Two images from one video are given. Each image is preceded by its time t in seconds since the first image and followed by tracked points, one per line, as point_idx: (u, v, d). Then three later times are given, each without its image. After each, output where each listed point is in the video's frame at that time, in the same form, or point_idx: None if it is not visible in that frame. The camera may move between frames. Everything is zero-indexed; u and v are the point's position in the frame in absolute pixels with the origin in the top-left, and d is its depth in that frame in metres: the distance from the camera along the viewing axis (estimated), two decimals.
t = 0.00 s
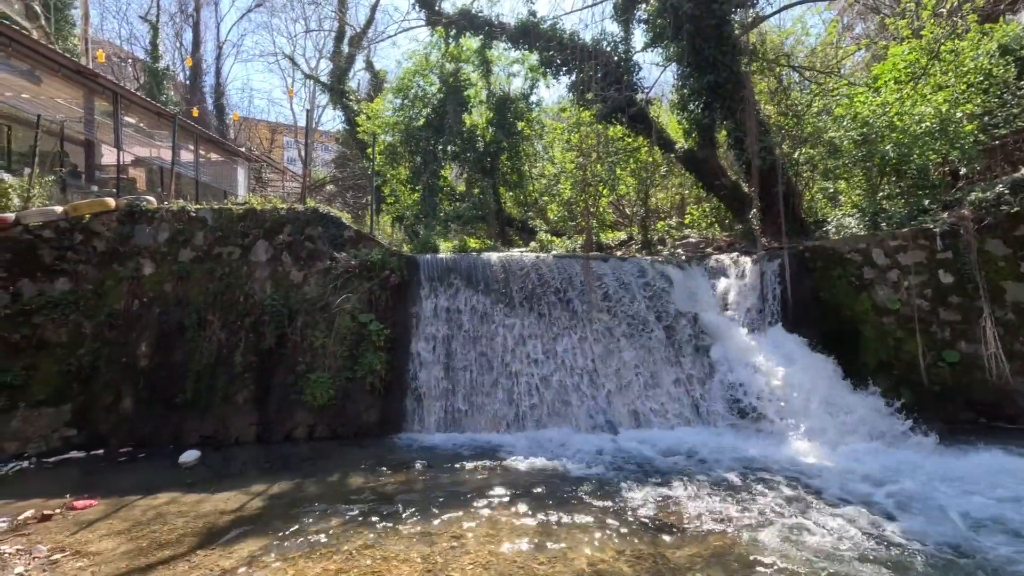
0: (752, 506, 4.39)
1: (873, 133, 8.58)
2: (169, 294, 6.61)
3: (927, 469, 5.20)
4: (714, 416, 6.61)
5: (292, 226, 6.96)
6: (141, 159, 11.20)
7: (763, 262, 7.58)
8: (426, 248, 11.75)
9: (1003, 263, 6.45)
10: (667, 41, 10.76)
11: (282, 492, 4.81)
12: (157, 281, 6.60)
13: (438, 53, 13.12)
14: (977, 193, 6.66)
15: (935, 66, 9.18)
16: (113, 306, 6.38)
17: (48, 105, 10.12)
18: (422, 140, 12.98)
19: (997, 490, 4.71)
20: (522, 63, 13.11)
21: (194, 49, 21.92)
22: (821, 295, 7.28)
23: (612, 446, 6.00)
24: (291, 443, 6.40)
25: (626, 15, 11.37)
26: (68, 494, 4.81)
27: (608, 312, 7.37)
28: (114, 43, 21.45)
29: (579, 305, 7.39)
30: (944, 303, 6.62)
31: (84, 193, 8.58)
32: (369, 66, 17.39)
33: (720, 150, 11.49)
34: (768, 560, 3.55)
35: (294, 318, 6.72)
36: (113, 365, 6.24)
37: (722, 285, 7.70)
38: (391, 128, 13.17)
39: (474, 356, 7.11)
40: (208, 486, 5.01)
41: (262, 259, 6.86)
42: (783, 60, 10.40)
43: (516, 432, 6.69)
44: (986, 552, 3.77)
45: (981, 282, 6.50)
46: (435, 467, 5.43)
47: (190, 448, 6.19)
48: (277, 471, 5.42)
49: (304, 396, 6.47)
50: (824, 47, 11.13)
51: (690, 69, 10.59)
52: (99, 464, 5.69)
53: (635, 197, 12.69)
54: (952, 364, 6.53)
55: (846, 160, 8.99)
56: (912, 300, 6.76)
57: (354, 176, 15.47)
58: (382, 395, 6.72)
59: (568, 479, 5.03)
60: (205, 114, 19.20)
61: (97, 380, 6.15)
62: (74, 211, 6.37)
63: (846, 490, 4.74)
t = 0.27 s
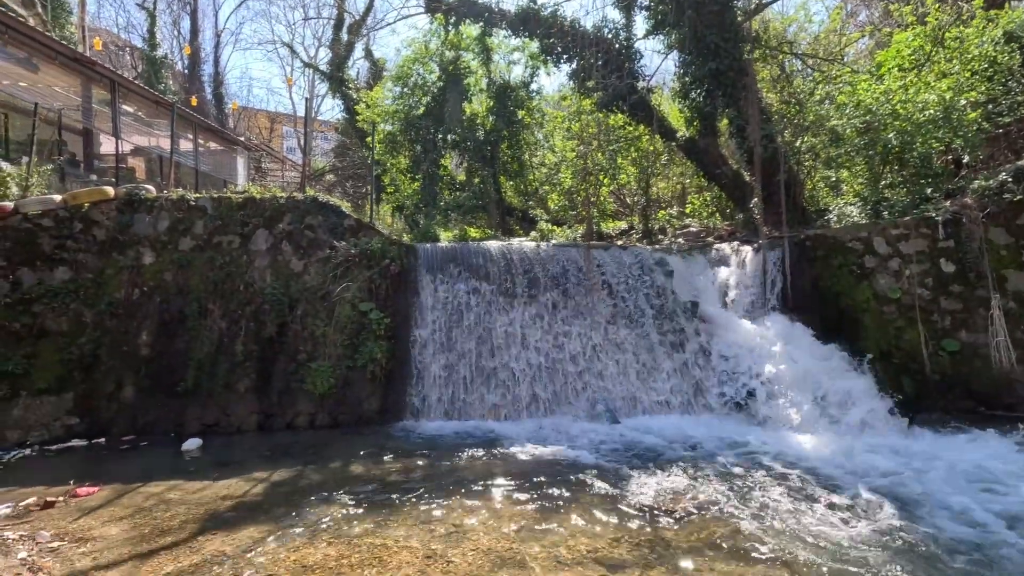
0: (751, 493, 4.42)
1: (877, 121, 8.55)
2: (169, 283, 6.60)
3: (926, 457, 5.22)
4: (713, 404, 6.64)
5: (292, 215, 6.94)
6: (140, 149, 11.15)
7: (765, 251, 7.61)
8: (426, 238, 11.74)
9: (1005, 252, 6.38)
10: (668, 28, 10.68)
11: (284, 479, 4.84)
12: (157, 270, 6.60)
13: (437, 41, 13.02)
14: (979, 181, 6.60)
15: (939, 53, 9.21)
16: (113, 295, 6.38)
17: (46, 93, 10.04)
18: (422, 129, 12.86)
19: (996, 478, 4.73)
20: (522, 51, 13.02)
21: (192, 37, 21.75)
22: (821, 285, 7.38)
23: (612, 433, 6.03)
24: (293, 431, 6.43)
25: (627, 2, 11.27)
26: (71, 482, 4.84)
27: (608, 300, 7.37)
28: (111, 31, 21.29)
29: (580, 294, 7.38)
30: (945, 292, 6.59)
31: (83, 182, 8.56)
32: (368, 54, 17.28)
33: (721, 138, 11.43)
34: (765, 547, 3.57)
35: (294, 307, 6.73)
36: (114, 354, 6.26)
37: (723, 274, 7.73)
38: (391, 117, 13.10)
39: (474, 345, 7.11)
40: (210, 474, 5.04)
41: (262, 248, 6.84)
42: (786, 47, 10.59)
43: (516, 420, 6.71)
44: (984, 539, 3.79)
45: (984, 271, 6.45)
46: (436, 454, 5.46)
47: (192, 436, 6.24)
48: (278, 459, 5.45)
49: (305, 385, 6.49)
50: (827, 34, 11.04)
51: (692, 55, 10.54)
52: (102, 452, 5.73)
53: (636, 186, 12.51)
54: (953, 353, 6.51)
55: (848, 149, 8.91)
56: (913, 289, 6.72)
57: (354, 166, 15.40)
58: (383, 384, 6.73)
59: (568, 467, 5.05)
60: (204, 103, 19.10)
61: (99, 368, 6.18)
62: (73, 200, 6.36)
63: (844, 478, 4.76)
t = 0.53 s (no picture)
0: (745, 481, 4.45)
1: (874, 111, 8.51)
2: (163, 272, 6.56)
3: (919, 445, 5.26)
4: (708, 393, 6.67)
5: (287, 205, 6.90)
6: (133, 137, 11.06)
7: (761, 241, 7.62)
8: (422, 228, 11.71)
9: (1000, 242, 6.28)
10: (666, 16, 10.61)
11: (280, 468, 4.85)
12: (151, 259, 6.54)
13: (433, 29, 12.90)
14: (975, 170, 6.42)
15: (938, 43, 9.14)
16: (107, 285, 6.35)
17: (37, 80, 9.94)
18: (418, 118, 12.84)
19: (988, 467, 4.77)
20: (519, 39, 12.93)
21: (185, 25, 21.52)
22: (817, 275, 7.44)
23: (607, 422, 6.06)
24: (289, 421, 6.47)
25: None
26: (67, 471, 4.84)
27: (604, 290, 7.37)
28: (103, 19, 21.04)
29: (576, 284, 7.38)
30: (941, 282, 6.59)
31: (76, 171, 8.50)
32: (364, 43, 17.15)
33: (719, 128, 11.40)
34: (759, 534, 3.60)
35: (290, 297, 6.71)
36: (109, 344, 6.25)
37: (719, 264, 7.78)
38: (386, 106, 12.98)
39: (470, 335, 7.11)
40: (206, 463, 5.05)
41: (257, 238, 6.81)
42: (784, 36, 10.59)
43: (512, 410, 6.74)
44: (976, 527, 3.82)
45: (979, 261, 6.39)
46: (433, 443, 5.47)
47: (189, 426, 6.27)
48: (274, 448, 5.46)
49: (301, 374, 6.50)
50: (825, 23, 11.01)
51: (690, 44, 10.49)
52: (98, 441, 5.74)
53: (633, 175, 12.29)
54: (947, 342, 6.55)
55: (845, 138, 8.92)
56: (909, 279, 6.73)
57: (349, 155, 15.28)
58: (380, 373, 6.74)
59: (563, 455, 5.07)
60: (198, 92, 18.92)
61: (94, 358, 6.17)
62: (66, 188, 6.31)
63: (838, 466, 4.80)
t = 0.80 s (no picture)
0: (738, 469, 4.50)
1: (868, 102, 8.59)
2: (153, 263, 6.51)
3: (907, 434, 5.32)
4: (702, 383, 6.71)
5: (278, 195, 6.85)
6: (121, 127, 10.94)
7: (753, 232, 7.60)
8: (416, 220, 11.71)
9: (990, 234, 6.35)
10: (661, 6, 10.58)
11: (272, 459, 4.85)
12: (141, 250, 6.49)
13: (426, 18, 12.80)
14: (966, 162, 6.48)
15: (931, 34, 9.22)
16: (96, 275, 6.29)
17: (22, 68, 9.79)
18: (411, 108, 12.61)
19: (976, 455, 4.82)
20: (513, 29, 12.86)
21: (174, 13, 21.25)
22: (810, 267, 7.40)
23: (600, 413, 6.08)
24: (282, 412, 6.48)
25: None
26: (58, 462, 4.83)
27: (599, 281, 7.38)
28: (89, 5, 20.71)
29: (570, 275, 7.38)
30: (930, 273, 6.64)
31: (64, 160, 8.40)
32: (357, 32, 17.01)
33: (713, 119, 11.42)
34: (750, 522, 3.63)
35: (281, 288, 6.67)
36: (99, 335, 6.22)
37: (711, 255, 7.70)
38: (379, 96, 12.77)
39: (464, 326, 7.11)
40: (198, 454, 5.04)
41: (248, 229, 6.76)
42: (779, 27, 10.60)
43: (505, 400, 6.76)
44: (962, 514, 3.87)
45: (970, 253, 6.42)
46: (427, 433, 5.49)
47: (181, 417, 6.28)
48: (267, 438, 5.46)
49: (293, 365, 6.51)
50: (819, 15, 11.03)
51: (684, 35, 10.46)
52: (89, 432, 5.72)
53: (626, 167, 12.31)
54: (936, 332, 6.60)
55: (839, 130, 9.05)
56: (899, 270, 6.79)
57: (341, 145, 15.16)
58: (373, 364, 6.73)
59: (556, 446, 5.07)
60: (188, 81, 18.72)
61: (84, 349, 6.14)
62: (53, 177, 6.24)
63: (830, 455, 4.84)
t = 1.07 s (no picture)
0: (726, 460, 4.54)
1: (857, 96, 8.55)
2: (140, 254, 6.45)
3: (893, 425, 5.39)
4: (691, 375, 6.76)
5: (267, 186, 6.80)
6: (106, 117, 10.78)
7: (742, 225, 7.63)
8: (406, 212, 11.66)
9: (975, 227, 6.50)
10: None
11: (261, 451, 4.83)
12: (127, 241, 6.42)
13: (417, 8, 12.69)
14: (954, 155, 6.66)
15: (920, 28, 9.30)
16: (81, 267, 6.21)
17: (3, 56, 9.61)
18: (402, 99, 12.63)
19: (959, 445, 4.89)
20: (504, 19, 12.80)
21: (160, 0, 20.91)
22: (799, 259, 7.44)
23: (590, 404, 6.12)
24: (271, 404, 6.46)
25: None
26: (44, 456, 4.79)
27: (588, 273, 7.39)
28: None
29: (560, 267, 7.39)
30: (917, 266, 6.71)
31: (47, 150, 8.27)
32: (346, 21, 16.85)
33: (703, 112, 11.45)
34: (737, 512, 3.67)
35: (270, 280, 6.63)
36: (85, 327, 6.16)
37: (701, 247, 7.77)
38: (369, 86, 12.78)
39: (454, 318, 7.10)
40: (187, 447, 5.02)
41: (237, 220, 6.70)
42: (770, 19, 10.39)
43: (496, 392, 6.77)
44: (945, 503, 3.93)
45: (955, 245, 6.56)
46: (417, 426, 5.49)
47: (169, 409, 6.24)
48: (257, 431, 5.44)
49: (283, 357, 6.48)
50: (811, 8, 11.06)
51: (676, 26, 10.44)
52: (76, 426, 5.68)
53: (618, 159, 12.43)
54: (922, 324, 6.67)
55: (828, 123, 8.94)
56: (886, 262, 6.84)
57: (331, 136, 15.01)
58: (363, 356, 6.72)
59: (546, 437, 5.09)
60: (174, 70, 18.46)
61: (70, 342, 6.08)
62: (37, 167, 6.14)
63: (817, 445, 4.89)
